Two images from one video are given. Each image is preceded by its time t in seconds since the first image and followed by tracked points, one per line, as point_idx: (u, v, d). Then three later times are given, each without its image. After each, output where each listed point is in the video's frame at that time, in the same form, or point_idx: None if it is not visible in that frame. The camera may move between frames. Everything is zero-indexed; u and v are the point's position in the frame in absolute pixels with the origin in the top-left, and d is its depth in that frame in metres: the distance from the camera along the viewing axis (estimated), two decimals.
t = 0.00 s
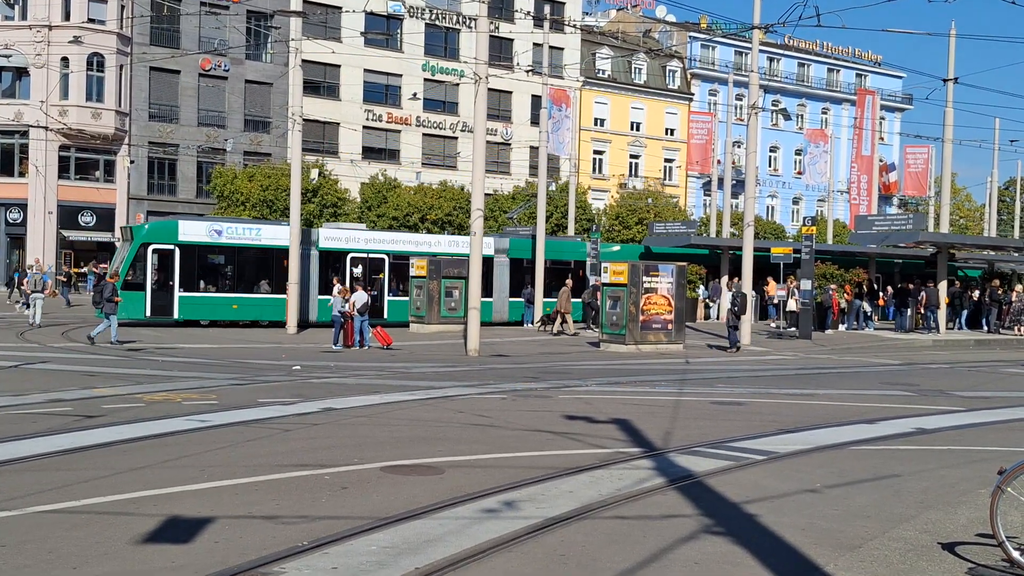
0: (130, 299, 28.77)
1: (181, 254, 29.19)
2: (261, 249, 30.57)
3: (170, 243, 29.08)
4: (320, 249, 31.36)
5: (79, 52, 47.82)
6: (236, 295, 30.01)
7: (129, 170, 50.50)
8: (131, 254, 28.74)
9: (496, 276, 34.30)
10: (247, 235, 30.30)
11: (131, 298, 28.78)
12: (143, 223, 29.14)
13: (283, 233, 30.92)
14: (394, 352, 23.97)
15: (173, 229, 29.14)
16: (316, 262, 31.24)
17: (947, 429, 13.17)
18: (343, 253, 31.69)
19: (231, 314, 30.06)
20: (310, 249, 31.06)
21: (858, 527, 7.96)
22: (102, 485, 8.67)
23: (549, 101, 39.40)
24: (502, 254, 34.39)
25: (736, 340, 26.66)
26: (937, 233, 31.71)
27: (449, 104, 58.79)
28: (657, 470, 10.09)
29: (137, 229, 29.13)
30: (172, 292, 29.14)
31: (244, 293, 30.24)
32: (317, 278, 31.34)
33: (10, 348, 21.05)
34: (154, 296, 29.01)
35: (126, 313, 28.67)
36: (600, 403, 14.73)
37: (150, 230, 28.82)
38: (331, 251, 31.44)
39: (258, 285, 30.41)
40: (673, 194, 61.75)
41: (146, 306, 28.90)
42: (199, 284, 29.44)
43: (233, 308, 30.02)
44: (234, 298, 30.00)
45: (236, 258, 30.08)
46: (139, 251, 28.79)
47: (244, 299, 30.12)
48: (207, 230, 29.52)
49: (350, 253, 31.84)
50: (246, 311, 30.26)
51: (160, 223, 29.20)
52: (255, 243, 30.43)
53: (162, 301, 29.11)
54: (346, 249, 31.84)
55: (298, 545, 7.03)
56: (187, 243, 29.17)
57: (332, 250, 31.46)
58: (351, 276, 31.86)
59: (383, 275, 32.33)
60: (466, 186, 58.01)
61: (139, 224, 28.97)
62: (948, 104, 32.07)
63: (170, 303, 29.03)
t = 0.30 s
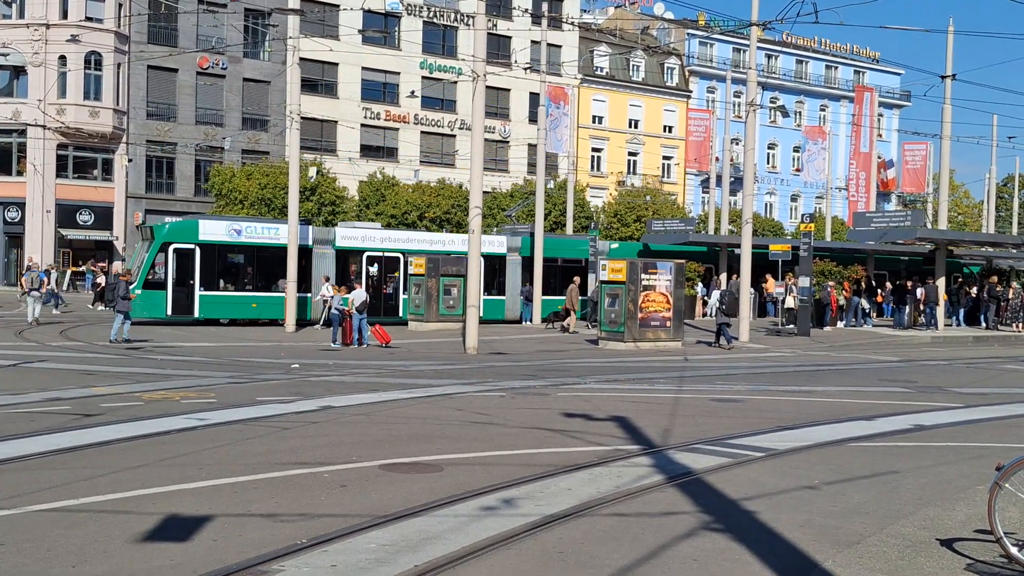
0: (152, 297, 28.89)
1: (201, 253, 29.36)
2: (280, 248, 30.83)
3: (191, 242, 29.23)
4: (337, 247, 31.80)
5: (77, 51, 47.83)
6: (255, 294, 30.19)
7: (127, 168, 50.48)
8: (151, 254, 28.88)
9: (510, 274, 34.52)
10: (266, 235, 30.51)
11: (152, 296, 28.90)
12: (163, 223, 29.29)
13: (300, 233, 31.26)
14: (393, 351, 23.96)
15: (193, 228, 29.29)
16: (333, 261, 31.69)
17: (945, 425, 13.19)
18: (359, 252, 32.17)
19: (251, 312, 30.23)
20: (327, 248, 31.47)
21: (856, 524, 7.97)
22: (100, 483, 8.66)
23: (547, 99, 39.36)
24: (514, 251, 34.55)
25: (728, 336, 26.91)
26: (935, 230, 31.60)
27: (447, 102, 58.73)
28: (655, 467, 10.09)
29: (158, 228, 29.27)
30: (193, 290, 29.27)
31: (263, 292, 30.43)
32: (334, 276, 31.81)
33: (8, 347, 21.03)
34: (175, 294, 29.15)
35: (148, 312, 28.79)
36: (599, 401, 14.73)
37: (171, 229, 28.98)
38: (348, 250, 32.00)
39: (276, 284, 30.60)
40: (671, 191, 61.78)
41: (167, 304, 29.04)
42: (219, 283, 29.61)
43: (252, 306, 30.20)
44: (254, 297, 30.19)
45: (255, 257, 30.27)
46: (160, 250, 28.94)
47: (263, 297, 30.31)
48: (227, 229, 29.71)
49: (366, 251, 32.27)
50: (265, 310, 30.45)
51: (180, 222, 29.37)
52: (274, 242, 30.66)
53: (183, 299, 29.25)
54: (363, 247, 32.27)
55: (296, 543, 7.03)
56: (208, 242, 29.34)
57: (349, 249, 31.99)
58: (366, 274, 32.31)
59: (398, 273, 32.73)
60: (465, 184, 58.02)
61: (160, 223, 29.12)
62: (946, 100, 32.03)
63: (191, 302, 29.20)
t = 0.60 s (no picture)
0: (173, 296, 28.92)
1: (221, 252, 29.46)
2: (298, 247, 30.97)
3: (211, 241, 29.31)
4: (354, 246, 31.83)
5: (75, 49, 47.76)
6: (274, 293, 30.32)
7: (126, 166, 50.43)
8: (172, 253, 28.93)
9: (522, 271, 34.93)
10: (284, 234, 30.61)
11: (173, 295, 28.94)
12: (182, 222, 29.32)
13: (318, 232, 31.40)
14: (391, 348, 23.95)
15: (213, 228, 29.37)
16: (348, 260, 31.78)
17: (944, 422, 13.20)
18: (376, 251, 32.22)
19: (270, 311, 30.33)
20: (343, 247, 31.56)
21: (854, 520, 7.99)
22: (100, 482, 8.66)
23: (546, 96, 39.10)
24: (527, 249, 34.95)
25: (716, 332, 27.33)
26: (933, 227, 31.58)
27: (446, 100, 58.70)
28: (653, 465, 10.10)
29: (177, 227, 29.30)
30: (213, 289, 29.38)
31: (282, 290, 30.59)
32: (351, 275, 31.87)
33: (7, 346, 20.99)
34: (196, 293, 29.23)
35: (170, 310, 28.83)
36: (597, 398, 14.74)
37: (192, 228, 29.04)
38: (364, 249, 32.01)
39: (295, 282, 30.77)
40: (670, 189, 61.76)
41: (188, 303, 29.11)
42: (239, 281, 29.71)
43: (271, 305, 30.32)
44: (273, 295, 30.32)
45: (274, 255, 30.40)
46: (180, 249, 28.96)
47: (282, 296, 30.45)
48: (247, 228, 29.85)
49: (383, 250, 32.34)
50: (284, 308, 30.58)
51: (200, 221, 29.42)
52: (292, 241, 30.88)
53: (203, 298, 29.33)
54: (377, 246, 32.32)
55: (296, 541, 7.04)
56: (228, 241, 29.42)
57: (366, 248, 32.02)
58: (382, 272, 32.45)
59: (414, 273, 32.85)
60: (463, 182, 57.96)
61: (180, 222, 29.15)
62: (946, 97, 32.02)
63: (212, 301, 29.29)
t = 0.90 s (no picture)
0: (194, 295, 29.09)
1: (241, 251, 29.54)
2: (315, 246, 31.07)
3: (231, 241, 29.37)
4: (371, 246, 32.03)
5: (72, 48, 47.64)
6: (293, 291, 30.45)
7: (123, 165, 50.38)
8: (193, 253, 29.00)
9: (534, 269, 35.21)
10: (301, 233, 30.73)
11: (193, 295, 29.09)
12: (203, 221, 29.39)
13: (335, 230, 31.44)
14: (390, 346, 23.96)
15: (233, 227, 29.41)
16: (365, 259, 31.93)
17: (943, 417, 13.22)
18: (391, 250, 32.45)
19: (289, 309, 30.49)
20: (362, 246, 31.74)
21: (852, 516, 8.00)
22: (99, 481, 8.66)
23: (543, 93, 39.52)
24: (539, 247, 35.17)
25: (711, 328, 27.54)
26: (931, 223, 31.57)
27: (444, 97, 58.64)
28: (652, 461, 10.11)
29: (198, 227, 29.37)
30: (233, 288, 29.52)
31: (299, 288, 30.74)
32: (368, 272, 32.04)
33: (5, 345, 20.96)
34: (216, 292, 29.37)
35: (191, 310, 29.00)
36: (596, 395, 14.74)
37: (212, 228, 29.10)
38: (381, 248, 32.24)
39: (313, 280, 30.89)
40: (668, 186, 61.74)
41: (209, 302, 29.26)
42: (259, 281, 29.83)
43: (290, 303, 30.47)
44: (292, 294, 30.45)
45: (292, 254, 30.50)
46: (200, 249, 29.03)
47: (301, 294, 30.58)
48: (267, 228, 29.87)
49: (398, 249, 32.59)
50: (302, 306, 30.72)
51: (220, 221, 29.48)
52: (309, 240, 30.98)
53: (224, 297, 29.46)
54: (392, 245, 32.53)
55: (295, 539, 7.05)
56: (248, 241, 29.51)
57: (383, 247, 32.26)
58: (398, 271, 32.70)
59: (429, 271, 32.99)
60: (461, 180, 57.89)
61: (201, 222, 29.21)
62: (942, 94, 32.06)
63: (232, 300, 29.44)
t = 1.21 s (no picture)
0: (214, 296, 29.24)
1: (260, 252, 29.69)
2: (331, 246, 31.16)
3: (250, 241, 29.52)
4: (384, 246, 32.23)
5: (67, 49, 47.65)
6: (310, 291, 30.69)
7: (120, 167, 50.41)
8: (213, 253, 29.14)
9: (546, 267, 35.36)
10: (320, 233, 30.93)
11: (214, 295, 29.24)
12: (222, 223, 29.54)
13: (351, 231, 31.42)
14: (388, 345, 23.95)
15: (252, 228, 29.53)
16: (381, 259, 32.12)
17: (942, 411, 13.22)
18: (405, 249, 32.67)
19: (305, 308, 30.76)
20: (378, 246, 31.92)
21: (851, 511, 8.00)
22: (99, 482, 8.66)
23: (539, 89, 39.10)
24: (550, 245, 35.32)
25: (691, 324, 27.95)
26: (930, 217, 31.49)
27: (440, 96, 58.62)
28: (652, 458, 10.11)
29: (216, 228, 29.52)
30: (252, 288, 29.73)
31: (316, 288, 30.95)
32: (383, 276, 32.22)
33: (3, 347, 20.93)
34: (235, 292, 29.53)
35: (211, 310, 29.16)
36: (596, 392, 14.73)
37: (231, 229, 29.24)
38: (396, 248, 32.47)
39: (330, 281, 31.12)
40: (665, 182, 61.72)
41: (229, 302, 29.43)
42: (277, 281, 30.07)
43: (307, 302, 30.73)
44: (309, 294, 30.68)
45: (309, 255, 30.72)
46: (220, 249, 29.18)
47: (318, 294, 30.81)
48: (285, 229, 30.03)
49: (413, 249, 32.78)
50: (319, 306, 30.97)
51: (238, 222, 29.62)
52: (327, 240, 31.08)
53: (243, 297, 29.64)
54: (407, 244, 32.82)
55: (295, 539, 7.05)
56: (267, 241, 29.67)
57: (396, 246, 32.49)
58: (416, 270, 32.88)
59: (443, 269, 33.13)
60: (459, 178, 57.89)
61: (219, 223, 29.37)
62: (939, 87, 32.07)
63: (251, 300, 29.64)
